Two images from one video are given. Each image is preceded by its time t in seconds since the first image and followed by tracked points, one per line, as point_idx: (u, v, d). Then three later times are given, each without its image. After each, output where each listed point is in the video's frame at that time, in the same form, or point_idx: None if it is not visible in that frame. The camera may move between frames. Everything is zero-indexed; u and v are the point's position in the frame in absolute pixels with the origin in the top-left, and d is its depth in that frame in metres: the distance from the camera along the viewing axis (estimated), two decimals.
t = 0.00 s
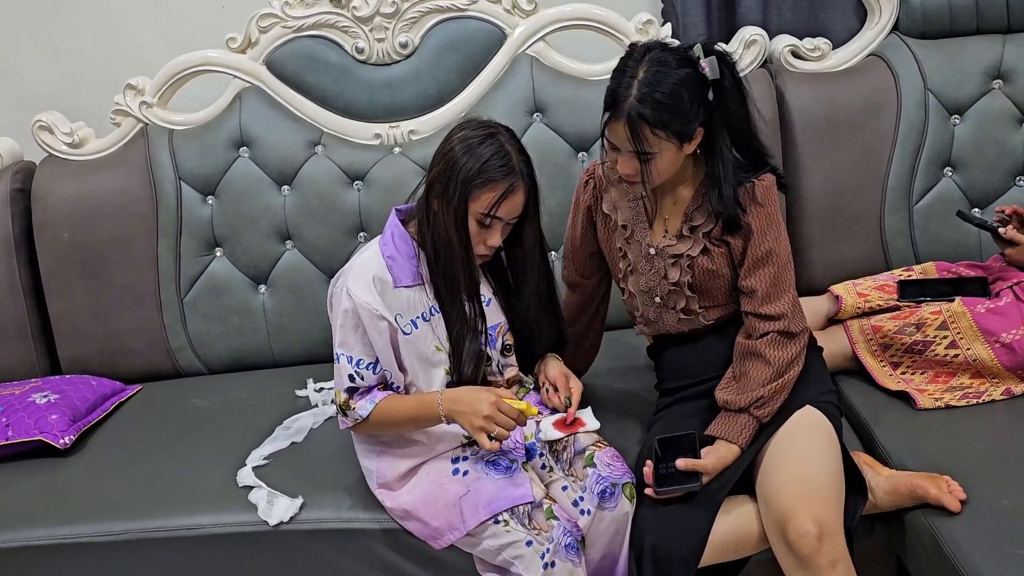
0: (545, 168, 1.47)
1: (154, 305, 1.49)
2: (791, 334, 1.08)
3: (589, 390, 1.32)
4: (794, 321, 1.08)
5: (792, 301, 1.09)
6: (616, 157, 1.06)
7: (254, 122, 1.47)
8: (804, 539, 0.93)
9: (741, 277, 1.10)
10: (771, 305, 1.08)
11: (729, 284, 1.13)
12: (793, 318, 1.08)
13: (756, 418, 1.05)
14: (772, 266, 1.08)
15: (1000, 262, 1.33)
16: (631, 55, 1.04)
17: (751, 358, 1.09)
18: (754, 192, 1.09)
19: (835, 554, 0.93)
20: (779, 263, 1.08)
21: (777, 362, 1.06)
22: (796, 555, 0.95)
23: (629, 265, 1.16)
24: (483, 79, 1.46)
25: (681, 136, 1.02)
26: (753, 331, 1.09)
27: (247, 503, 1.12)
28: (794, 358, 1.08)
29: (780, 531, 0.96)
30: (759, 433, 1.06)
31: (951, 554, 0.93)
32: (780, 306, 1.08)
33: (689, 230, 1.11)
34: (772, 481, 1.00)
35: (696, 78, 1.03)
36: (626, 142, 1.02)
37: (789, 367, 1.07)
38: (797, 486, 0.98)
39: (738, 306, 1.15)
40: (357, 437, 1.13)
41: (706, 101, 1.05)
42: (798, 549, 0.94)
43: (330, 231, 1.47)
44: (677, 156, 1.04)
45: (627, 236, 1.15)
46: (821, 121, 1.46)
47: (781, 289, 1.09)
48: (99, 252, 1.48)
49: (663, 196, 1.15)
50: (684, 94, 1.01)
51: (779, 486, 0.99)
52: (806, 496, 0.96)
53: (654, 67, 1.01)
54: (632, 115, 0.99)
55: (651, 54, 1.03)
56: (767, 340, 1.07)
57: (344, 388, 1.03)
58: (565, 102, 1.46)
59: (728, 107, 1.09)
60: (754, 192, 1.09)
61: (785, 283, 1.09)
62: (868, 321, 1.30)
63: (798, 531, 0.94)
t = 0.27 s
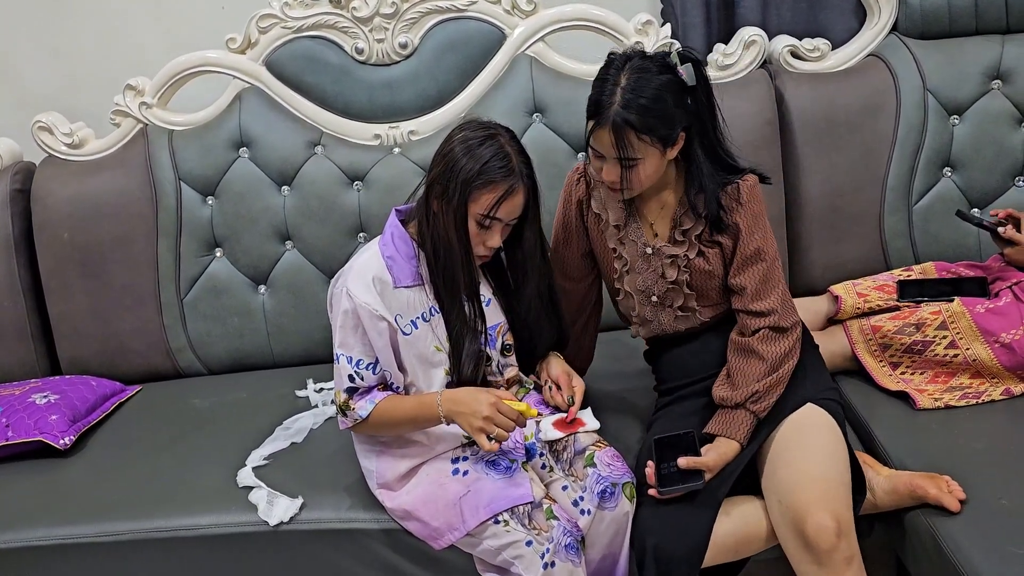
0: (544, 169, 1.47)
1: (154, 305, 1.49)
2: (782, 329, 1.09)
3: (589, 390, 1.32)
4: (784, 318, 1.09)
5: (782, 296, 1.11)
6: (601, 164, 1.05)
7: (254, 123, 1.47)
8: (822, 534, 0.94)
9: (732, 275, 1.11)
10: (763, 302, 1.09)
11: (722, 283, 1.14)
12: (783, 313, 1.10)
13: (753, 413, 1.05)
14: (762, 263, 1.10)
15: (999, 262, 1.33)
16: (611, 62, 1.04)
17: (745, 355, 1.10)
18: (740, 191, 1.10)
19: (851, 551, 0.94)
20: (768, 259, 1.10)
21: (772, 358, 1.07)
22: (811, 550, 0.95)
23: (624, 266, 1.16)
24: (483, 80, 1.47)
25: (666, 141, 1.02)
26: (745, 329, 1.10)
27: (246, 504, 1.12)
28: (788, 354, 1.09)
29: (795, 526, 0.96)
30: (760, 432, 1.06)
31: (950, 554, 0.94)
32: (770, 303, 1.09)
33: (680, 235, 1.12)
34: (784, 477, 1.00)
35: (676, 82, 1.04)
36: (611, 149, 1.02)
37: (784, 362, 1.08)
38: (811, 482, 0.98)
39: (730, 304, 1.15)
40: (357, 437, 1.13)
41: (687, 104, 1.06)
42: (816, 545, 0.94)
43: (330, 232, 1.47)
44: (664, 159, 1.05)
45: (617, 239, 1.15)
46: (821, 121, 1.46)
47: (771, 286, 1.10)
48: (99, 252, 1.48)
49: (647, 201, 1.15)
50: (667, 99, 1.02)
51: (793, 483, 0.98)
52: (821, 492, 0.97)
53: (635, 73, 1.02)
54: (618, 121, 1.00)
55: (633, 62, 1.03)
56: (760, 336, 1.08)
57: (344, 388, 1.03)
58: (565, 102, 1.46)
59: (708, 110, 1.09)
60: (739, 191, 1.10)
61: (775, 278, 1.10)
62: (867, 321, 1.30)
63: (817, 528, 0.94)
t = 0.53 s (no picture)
0: (544, 169, 1.47)
1: (154, 306, 1.49)
2: (782, 330, 1.09)
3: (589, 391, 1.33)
4: (783, 319, 1.10)
5: (782, 296, 1.11)
6: (599, 167, 1.06)
7: (255, 124, 1.47)
8: (824, 535, 0.94)
9: (731, 276, 1.12)
10: (763, 303, 1.10)
11: (721, 285, 1.14)
12: (782, 313, 1.10)
13: (754, 414, 1.05)
14: (761, 263, 1.10)
15: (998, 263, 1.33)
16: (607, 65, 1.05)
17: (746, 356, 1.10)
18: (738, 193, 1.10)
19: (853, 551, 0.95)
20: (767, 260, 1.10)
21: (773, 359, 1.07)
22: (812, 551, 0.95)
23: (625, 268, 1.16)
24: (483, 81, 1.47)
25: (663, 142, 1.03)
26: (745, 330, 1.11)
27: (247, 504, 1.12)
28: (788, 355, 1.09)
29: (796, 527, 0.97)
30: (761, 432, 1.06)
31: (950, 553, 0.94)
32: (770, 303, 1.10)
33: (680, 238, 1.12)
34: (786, 477, 1.00)
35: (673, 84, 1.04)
36: (609, 151, 1.02)
37: (784, 363, 1.09)
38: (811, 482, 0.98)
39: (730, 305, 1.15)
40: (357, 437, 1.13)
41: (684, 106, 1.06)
42: (818, 545, 0.94)
43: (330, 233, 1.48)
44: (662, 161, 1.05)
45: (618, 242, 1.15)
46: (820, 122, 1.47)
47: (770, 286, 1.10)
48: (99, 253, 1.48)
49: (644, 204, 1.15)
50: (665, 100, 1.02)
51: (796, 483, 0.99)
52: (823, 493, 0.97)
53: (632, 75, 1.02)
54: (616, 123, 1.00)
55: (629, 64, 1.03)
56: (760, 337, 1.09)
57: (345, 388, 1.03)
58: (564, 103, 1.46)
59: (704, 112, 1.10)
60: (737, 193, 1.10)
61: (775, 279, 1.11)
62: (867, 322, 1.31)
63: (820, 528, 0.94)
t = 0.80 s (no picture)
0: (544, 170, 1.47)
1: (154, 306, 1.50)
2: (782, 330, 1.10)
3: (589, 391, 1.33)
4: (783, 320, 1.10)
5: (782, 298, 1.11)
6: (603, 167, 1.06)
7: (254, 124, 1.47)
8: (823, 535, 0.94)
9: (731, 278, 1.12)
10: (763, 304, 1.10)
11: (721, 286, 1.14)
12: (782, 314, 1.10)
13: (754, 415, 1.06)
14: (761, 264, 1.10)
15: (996, 262, 1.33)
16: (613, 65, 1.05)
17: (746, 357, 1.10)
18: (739, 194, 1.10)
19: (852, 551, 0.95)
20: (768, 262, 1.10)
21: (773, 360, 1.08)
22: (812, 551, 0.95)
23: (625, 269, 1.16)
24: (482, 81, 1.47)
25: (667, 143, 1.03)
26: (745, 331, 1.11)
27: (247, 504, 1.13)
28: (789, 355, 1.09)
29: (795, 526, 0.97)
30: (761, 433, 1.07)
31: (948, 553, 0.94)
32: (770, 305, 1.10)
33: (680, 239, 1.12)
34: (786, 478, 1.00)
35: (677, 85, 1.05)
36: (615, 151, 1.02)
37: (785, 363, 1.09)
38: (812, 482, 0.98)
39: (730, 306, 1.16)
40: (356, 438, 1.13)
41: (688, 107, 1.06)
42: (818, 545, 0.94)
43: (330, 233, 1.48)
44: (665, 161, 1.05)
45: (618, 243, 1.15)
46: (819, 122, 1.47)
47: (771, 288, 1.10)
48: (99, 253, 1.48)
49: (645, 205, 1.15)
50: (670, 100, 1.02)
51: (796, 484, 0.99)
52: (823, 493, 0.97)
53: (637, 75, 1.02)
54: (622, 123, 1.00)
55: (634, 65, 1.04)
56: (760, 338, 1.09)
57: (344, 389, 1.03)
58: (564, 104, 1.46)
59: (707, 114, 1.10)
60: (738, 195, 1.10)
61: (774, 281, 1.11)
62: (865, 321, 1.31)
63: (819, 528, 0.94)
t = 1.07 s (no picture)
0: (542, 170, 1.47)
1: (151, 307, 1.49)
2: (780, 331, 1.09)
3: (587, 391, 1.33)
4: (781, 320, 1.10)
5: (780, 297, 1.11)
6: (604, 166, 1.06)
7: (252, 125, 1.47)
8: (823, 535, 0.94)
9: (730, 279, 1.12)
10: (761, 304, 1.10)
11: (719, 287, 1.14)
12: (781, 314, 1.10)
13: (752, 415, 1.06)
14: (759, 264, 1.10)
15: (995, 263, 1.33)
16: (612, 64, 1.05)
17: (744, 358, 1.10)
18: (737, 194, 1.11)
19: (851, 552, 0.95)
20: (767, 262, 1.10)
21: (771, 360, 1.07)
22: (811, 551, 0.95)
23: (623, 269, 1.16)
24: (480, 81, 1.47)
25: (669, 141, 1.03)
26: (743, 331, 1.11)
27: (244, 505, 1.12)
28: (787, 355, 1.09)
29: (795, 527, 0.97)
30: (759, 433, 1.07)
31: (947, 553, 0.94)
32: (769, 305, 1.10)
33: (677, 240, 1.12)
34: (785, 478, 1.00)
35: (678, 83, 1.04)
36: (617, 150, 1.02)
37: (783, 364, 1.09)
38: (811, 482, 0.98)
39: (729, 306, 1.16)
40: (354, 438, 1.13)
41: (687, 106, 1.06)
42: (817, 545, 0.94)
43: (328, 233, 1.48)
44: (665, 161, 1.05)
45: (617, 243, 1.15)
46: (817, 122, 1.47)
47: (769, 288, 1.10)
48: (96, 254, 1.48)
49: (644, 205, 1.15)
50: (672, 99, 1.02)
51: (795, 484, 0.99)
52: (822, 493, 0.97)
53: (638, 73, 1.02)
54: (625, 122, 1.00)
55: (635, 63, 1.03)
56: (758, 339, 1.09)
57: (342, 389, 1.03)
58: (562, 104, 1.46)
59: (706, 113, 1.10)
60: (736, 195, 1.11)
61: (773, 281, 1.11)
62: (864, 322, 1.31)
63: (818, 528, 0.94)
